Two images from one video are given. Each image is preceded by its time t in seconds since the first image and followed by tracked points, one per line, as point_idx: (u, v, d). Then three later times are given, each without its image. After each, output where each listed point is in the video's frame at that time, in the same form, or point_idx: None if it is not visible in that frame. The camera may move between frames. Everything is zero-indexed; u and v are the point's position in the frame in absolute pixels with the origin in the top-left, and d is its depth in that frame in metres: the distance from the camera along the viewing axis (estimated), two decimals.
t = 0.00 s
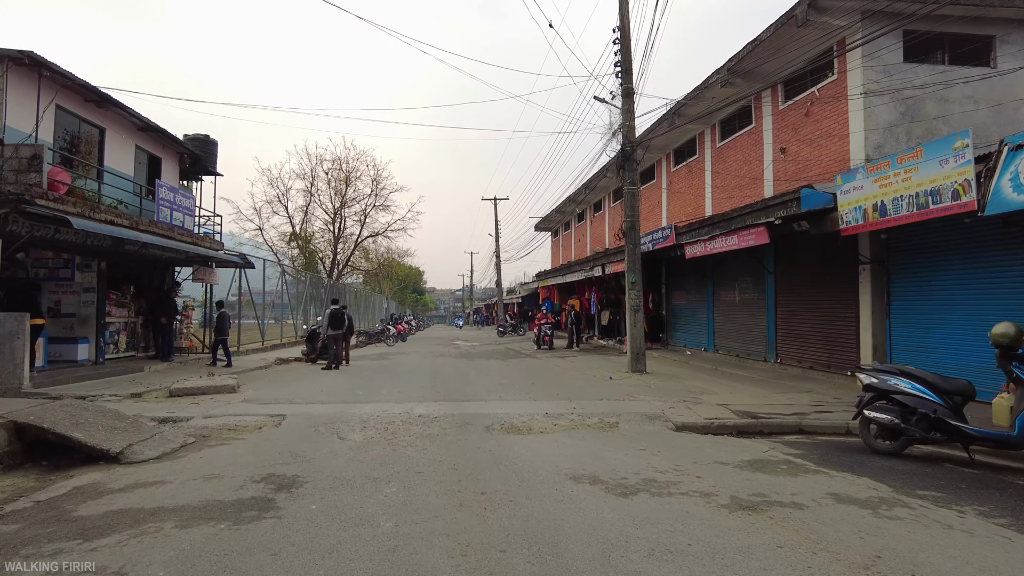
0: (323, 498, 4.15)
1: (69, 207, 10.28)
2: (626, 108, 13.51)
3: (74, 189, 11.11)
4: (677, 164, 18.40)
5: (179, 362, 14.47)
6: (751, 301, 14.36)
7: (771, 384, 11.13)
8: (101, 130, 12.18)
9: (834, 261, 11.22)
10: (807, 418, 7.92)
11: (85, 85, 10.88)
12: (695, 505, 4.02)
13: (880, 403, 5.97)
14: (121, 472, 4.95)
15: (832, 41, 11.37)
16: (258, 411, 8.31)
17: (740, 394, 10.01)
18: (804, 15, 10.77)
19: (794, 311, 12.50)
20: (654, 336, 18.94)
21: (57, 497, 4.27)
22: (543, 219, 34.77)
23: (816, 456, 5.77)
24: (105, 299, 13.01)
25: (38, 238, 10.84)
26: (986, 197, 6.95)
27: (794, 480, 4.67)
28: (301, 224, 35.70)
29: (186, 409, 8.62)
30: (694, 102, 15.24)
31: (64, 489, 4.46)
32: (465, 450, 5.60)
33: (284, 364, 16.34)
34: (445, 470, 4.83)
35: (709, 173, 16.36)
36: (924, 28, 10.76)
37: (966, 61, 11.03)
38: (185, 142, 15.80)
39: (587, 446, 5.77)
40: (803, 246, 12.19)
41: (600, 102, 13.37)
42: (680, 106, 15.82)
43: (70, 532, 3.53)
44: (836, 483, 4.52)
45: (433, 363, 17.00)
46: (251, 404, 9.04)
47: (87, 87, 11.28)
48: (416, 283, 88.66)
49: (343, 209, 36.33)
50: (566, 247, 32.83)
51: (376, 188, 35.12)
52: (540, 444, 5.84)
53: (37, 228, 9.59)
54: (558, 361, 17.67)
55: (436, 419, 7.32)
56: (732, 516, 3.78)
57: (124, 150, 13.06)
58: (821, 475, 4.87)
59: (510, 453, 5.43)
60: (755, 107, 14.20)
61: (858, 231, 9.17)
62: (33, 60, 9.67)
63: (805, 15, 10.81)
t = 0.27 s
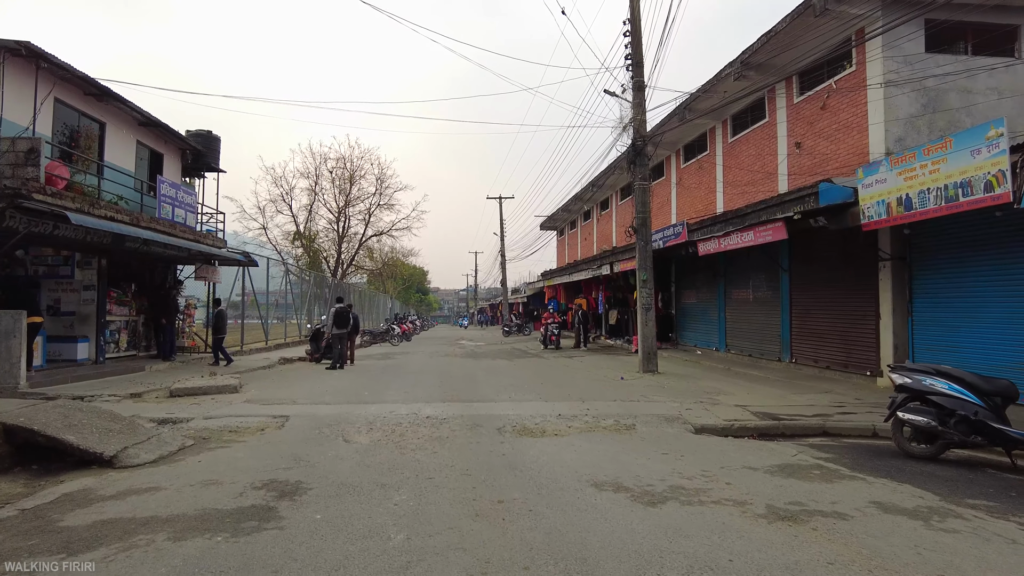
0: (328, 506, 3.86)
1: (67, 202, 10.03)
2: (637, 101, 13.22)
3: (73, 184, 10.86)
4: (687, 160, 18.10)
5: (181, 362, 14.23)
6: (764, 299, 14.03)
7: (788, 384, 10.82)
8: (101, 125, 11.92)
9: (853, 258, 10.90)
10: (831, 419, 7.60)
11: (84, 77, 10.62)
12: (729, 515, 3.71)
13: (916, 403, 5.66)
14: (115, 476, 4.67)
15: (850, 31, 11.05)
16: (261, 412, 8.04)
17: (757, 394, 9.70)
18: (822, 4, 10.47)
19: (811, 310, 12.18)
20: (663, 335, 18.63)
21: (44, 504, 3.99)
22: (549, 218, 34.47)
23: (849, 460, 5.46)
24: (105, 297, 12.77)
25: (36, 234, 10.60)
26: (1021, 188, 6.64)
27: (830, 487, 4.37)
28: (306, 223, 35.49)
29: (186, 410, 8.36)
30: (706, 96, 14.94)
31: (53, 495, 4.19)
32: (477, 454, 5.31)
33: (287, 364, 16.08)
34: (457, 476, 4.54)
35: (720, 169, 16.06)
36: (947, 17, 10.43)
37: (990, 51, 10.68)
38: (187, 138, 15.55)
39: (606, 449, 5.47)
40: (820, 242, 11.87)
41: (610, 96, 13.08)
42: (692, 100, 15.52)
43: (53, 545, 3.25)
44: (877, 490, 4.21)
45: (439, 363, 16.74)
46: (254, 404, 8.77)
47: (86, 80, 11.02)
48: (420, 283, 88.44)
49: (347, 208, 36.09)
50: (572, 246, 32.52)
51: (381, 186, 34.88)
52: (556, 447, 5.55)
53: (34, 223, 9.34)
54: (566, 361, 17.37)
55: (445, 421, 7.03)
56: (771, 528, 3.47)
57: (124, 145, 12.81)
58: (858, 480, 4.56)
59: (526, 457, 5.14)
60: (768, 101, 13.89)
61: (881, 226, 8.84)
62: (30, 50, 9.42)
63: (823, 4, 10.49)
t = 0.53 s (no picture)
0: (327, 526, 3.58)
1: (60, 201, 9.75)
2: (644, 99, 12.94)
3: (67, 182, 10.59)
4: (694, 159, 17.82)
5: (179, 364, 13.97)
6: (774, 301, 13.74)
7: (801, 388, 10.53)
8: (97, 122, 11.66)
9: (869, 258, 10.59)
10: (850, 426, 7.32)
11: (79, 72, 10.35)
12: (760, 536, 3.43)
13: (947, 412, 5.37)
14: (101, 490, 4.40)
15: (864, 26, 10.78)
16: (259, 418, 7.78)
17: (770, 399, 9.42)
18: None
19: (825, 311, 11.89)
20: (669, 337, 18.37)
21: (22, 523, 3.71)
22: (552, 218, 34.21)
23: (877, 471, 5.18)
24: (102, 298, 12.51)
25: (29, 235, 10.33)
26: None
27: (865, 504, 4.07)
28: (307, 224, 35.26)
29: (182, 416, 8.10)
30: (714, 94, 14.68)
31: (32, 512, 3.91)
32: (484, 465, 5.03)
33: (288, 366, 15.83)
34: (464, 491, 4.26)
35: (729, 168, 15.80)
36: (965, 11, 10.13)
37: (1008, 46, 10.38)
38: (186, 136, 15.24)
39: (621, 461, 5.19)
40: (833, 242, 11.58)
41: (617, 93, 12.81)
42: (700, 98, 15.26)
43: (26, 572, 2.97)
44: (918, 508, 3.91)
45: (441, 365, 16.51)
46: (252, 409, 8.51)
47: (82, 76, 10.76)
48: (422, 284, 88.30)
49: (348, 208, 35.87)
50: (575, 246, 32.23)
51: (383, 186, 34.64)
52: (568, 458, 5.27)
53: (26, 222, 9.05)
54: (571, 363, 17.11)
55: (450, 428, 6.76)
56: (811, 553, 3.18)
57: (121, 142, 12.53)
58: (893, 496, 4.27)
59: (536, 469, 4.85)
60: (778, 99, 13.62)
61: (900, 225, 8.54)
62: (23, 44, 9.15)
63: None
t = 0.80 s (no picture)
0: (321, 541, 3.29)
1: (48, 195, 9.43)
2: (650, 92, 12.65)
3: (56, 176, 10.27)
4: (698, 155, 17.54)
5: (173, 364, 13.65)
6: (782, 299, 13.44)
7: (812, 388, 10.25)
8: (88, 116, 11.35)
9: (881, 255, 10.31)
10: (869, 427, 7.02)
11: (67, 63, 10.04)
12: (795, 551, 3.13)
13: (979, 413, 5.09)
14: (80, 499, 4.10)
15: (876, 16, 10.49)
16: (252, 420, 7.48)
17: (781, 399, 9.14)
18: None
19: (835, 309, 11.62)
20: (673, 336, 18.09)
21: None
22: (552, 216, 33.91)
23: (906, 476, 4.89)
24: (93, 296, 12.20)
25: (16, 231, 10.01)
26: None
27: (902, 513, 3.78)
28: (305, 222, 34.95)
29: (173, 417, 7.80)
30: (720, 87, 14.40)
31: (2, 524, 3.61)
32: (489, 472, 4.73)
33: (285, 366, 15.54)
34: (469, 500, 3.96)
35: (734, 164, 15.52)
36: None
37: None
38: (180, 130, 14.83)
39: (634, 467, 4.90)
40: (844, 238, 11.28)
41: (622, 86, 12.51)
42: (705, 92, 14.99)
43: None
44: (960, 519, 3.61)
45: (442, 364, 16.24)
46: (246, 411, 8.21)
47: (71, 67, 10.45)
48: (421, 283, 87.97)
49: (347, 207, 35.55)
50: (576, 245, 31.94)
51: (382, 184, 34.32)
52: (577, 463, 4.98)
53: (12, 216, 8.74)
54: (573, 362, 16.83)
55: (452, 430, 6.47)
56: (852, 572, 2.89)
57: (113, 137, 12.21)
58: (930, 505, 3.98)
59: (545, 476, 4.56)
60: (786, 92, 13.33)
61: (917, 219, 8.25)
62: (8, 33, 8.84)
63: None
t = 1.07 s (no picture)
0: (312, 571, 2.96)
1: (34, 193, 9.09)
2: (655, 87, 12.33)
3: (44, 174, 9.95)
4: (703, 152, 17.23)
5: (167, 367, 13.31)
6: (791, 299, 13.12)
7: (824, 392, 9.94)
8: (77, 112, 11.01)
9: (896, 253, 9.99)
10: (890, 435, 6.71)
11: (54, 56, 9.71)
12: None
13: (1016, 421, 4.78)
14: (52, 519, 3.78)
15: (889, 8, 10.18)
16: (245, 427, 7.15)
17: (794, 404, 8.83)
18: None
19: (847, 309, 11.30)
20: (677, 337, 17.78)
21: None
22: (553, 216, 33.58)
23: (940, 490, 4.57)
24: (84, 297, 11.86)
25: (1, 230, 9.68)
26: None
27: (948, 536, 3.45)
28: (304, 222, 34.62)
29: (162, 424, 7.49)
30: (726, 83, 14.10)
31: None
32: (494, 488, 4.41)
33: (282, 368, 15.22)
34: (474, 521, 3.65)
35: (740, 161, 15.21)
36: None
37: None
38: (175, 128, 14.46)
39: (649, 481, 4.58)
40: (856, 237, 10.97)
41: (627, 82, 12.20)
42: (711, 88, 14.69)
43: None
44: (1012, 543, 3.30)
45: (442, 366, 15.92)
46: (240, 417, 7.89)
47: (60, 60, 10.12)
48: (420, 283, 87.65)
49: (346, 206, 35.24)
50: (576, 244, 31.64)
51: (381, 183, 34.00)
52: (588, 477, 4.66)
53: None
54: (576, 364, 16.51)
55: (454, 439, 6.15)
56: None
57: (104, 134, 11.88)
58: (975, 525, 3.66)
59: (555, 492, 4.24)
60: (795, 87, 13.01)
61: (936, 217, 7.93)
62: None
63: None
